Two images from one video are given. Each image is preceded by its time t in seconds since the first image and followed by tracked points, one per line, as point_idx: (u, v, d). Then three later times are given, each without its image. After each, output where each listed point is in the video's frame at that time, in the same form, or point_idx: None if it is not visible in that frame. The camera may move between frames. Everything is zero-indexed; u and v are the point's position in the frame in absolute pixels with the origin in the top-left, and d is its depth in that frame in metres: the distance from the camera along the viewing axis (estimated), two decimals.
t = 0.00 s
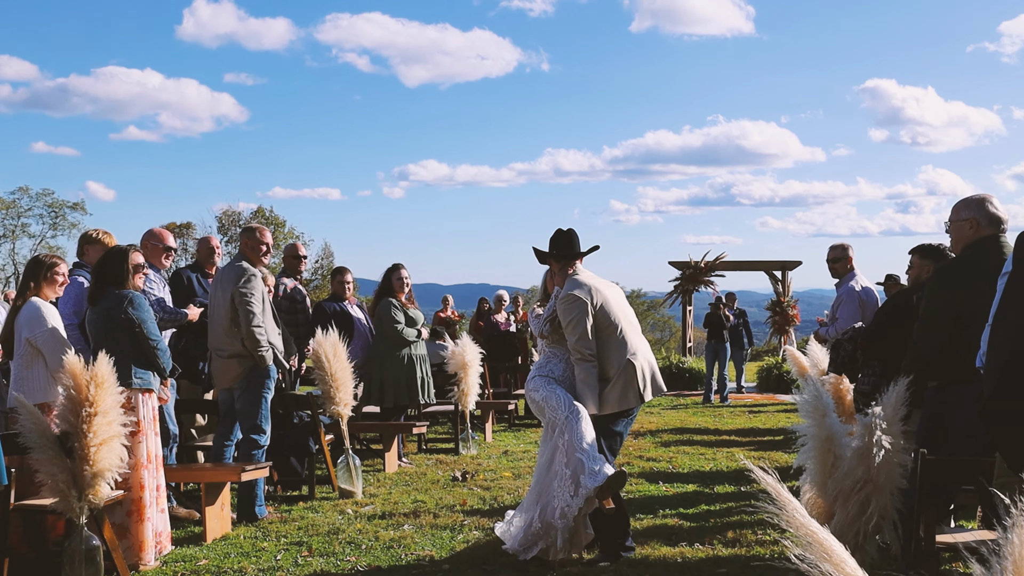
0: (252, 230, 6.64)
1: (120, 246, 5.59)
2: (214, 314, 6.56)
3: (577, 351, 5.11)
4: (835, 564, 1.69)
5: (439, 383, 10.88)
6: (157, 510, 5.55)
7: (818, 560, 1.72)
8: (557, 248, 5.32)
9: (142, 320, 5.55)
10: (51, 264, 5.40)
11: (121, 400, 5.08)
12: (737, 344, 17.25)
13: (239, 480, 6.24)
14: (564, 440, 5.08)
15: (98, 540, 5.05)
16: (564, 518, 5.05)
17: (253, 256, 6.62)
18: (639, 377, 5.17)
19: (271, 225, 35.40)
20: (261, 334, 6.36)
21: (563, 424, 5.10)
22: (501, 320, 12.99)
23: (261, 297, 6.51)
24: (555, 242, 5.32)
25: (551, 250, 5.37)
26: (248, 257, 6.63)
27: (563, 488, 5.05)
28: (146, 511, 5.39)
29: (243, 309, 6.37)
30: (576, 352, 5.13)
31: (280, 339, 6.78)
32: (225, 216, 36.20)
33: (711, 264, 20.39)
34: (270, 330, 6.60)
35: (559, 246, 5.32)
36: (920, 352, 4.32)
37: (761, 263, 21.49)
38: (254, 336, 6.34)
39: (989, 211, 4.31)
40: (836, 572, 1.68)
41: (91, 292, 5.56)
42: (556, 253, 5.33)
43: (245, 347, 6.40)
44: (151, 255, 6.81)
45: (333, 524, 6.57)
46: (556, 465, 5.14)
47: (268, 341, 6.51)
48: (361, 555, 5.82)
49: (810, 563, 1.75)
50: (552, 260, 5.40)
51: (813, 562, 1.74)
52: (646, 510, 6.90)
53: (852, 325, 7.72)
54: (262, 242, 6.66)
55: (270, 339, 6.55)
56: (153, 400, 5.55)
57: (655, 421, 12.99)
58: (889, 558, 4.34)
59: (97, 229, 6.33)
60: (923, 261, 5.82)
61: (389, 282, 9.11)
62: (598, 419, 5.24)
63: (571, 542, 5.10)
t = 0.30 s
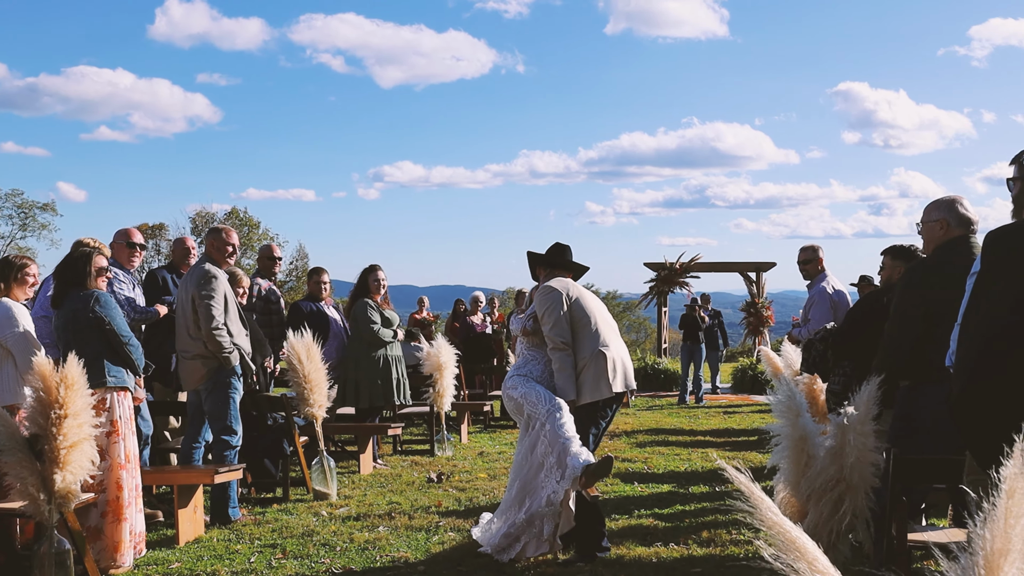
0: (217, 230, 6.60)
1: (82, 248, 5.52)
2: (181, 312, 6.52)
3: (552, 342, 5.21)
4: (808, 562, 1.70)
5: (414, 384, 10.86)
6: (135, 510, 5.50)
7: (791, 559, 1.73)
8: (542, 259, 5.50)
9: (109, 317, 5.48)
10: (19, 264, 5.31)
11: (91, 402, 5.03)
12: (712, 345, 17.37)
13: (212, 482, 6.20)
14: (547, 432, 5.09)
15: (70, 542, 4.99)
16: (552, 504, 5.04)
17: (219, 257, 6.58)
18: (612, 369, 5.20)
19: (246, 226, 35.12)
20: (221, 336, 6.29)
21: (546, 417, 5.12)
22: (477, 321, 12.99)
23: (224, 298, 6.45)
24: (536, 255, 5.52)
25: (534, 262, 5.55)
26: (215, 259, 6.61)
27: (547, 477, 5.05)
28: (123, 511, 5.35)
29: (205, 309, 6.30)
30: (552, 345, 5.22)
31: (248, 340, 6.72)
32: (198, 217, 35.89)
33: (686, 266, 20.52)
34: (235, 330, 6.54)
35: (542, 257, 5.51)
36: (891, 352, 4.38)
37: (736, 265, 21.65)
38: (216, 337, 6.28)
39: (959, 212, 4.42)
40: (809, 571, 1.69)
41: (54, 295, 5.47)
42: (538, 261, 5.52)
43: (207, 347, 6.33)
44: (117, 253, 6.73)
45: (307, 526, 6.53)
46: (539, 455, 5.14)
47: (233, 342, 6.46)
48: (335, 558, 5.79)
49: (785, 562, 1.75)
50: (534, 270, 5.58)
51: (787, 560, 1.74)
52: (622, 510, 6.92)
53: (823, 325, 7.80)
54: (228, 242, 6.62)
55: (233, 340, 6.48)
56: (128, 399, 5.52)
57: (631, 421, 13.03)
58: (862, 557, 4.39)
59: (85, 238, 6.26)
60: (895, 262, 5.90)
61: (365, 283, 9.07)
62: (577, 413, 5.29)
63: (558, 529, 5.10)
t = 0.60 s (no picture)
0: (200, 231, 6.60)
1: (68, 251, 5.50)
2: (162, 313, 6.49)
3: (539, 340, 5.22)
4: (802, 562, 1.72)
5: (401, 385, 10.84)
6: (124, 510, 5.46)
7: (784, 560, 1.74)
8: (534, 267, 5.55)
9: (93, 317, 5.43)
10: (4, 266, 5.27)
11: (77, 403, 5.00)
12: (698, 346, 17.43)
13: (198, 484, 6.18)
14: (538, 433, 5.09)
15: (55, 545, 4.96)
16: (545, 505, 5.01)
17: (202, 257, 6.54)
18: (597, 367, 5.21)
19: (231, 227, 34.98)
20: (199, 335, 6.26)
21: (536, 418, 5.13)
22: (464, 322, 12.98)
23: (205, 297, 6.41)
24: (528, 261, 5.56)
25: (526, 269, 5.59)
26: (197, 259, 6.57)
27: (540, 478, 5.04)
28: (111, 512, 5.30)
29: (183, 309, 6.27)
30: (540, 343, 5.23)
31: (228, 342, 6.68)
32: (182, 218, 35.66)
33: (672, 267, 20.60)
34: (216, 330, 6.50)
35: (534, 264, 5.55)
36: (878, 353, 4.42)
37: (721, 266, 21.73)
38: (194, 336, 6.24)
39: (945, 213, 4.48)
40: (803, 571, 1.71)
41: (37, 295, 5.44)
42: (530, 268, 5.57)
43: (185, 347, 6.31)
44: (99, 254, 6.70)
45: (294, 528, 6.51)
46: (531, 456, 5.13)
47: (212, 341, 6.42)
48: (322, 559, 5.77)
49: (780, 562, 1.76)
50: (526, 274, 5.61)
51: (781, 561, 1.75)
52: (609, 511, 6.94)
53: (805, 326, 7.85)
54: (211, 243, 6.59)
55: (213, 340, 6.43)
56: (114, 399, 5.49)
57: (618, 422, 13.06)
58: (849, 556, 4.43)
59: (72, 240, 6.25)
60: (880, 263, 5.96)
61: (353, 283, 9.07)
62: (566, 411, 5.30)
63: (551, 530, 5.08)
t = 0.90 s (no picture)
0: (197, 230, 6.57)
1: (68, 247, 5.46)
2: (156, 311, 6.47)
3: (533, 337, 5.22)
4: (810, 556, 1.69)
5: (398, 385, 10.83)
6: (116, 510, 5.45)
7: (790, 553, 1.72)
8: (530, 270, 5.55)
9: (89, 316, 5.40)
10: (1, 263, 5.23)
11: (72, 401, 4.99)
12: (694, 345, 17.45)
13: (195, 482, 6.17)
14: (532, 430, 5.08)
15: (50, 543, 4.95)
16: (540, 501, 4.99)
17: (198, 255, 6.53)
18: (592, 363, 5.20)
19: (225, 227, 34.89)
20: (190, 333, 6.22)
21: (530, 415, 5.12)
22: (460, 322, 12.96)
23: (195, 295, 6.38)
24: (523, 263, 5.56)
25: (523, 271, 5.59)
26: (192, 257, 6.55)
27: (534, 475, 5.02)
28: (103, 511, 5.27)
29: (172, 307, 6.24)
30: (534, 340, 5.22)
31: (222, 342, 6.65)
32: (177, 217, 35.55)
33: (668, 266, 20.61)
34: (208, 328, 6.46)
35: (531, 266, 5.56)
36: (875, 350, 4.43)
37: (717, 266, 21.74)
38: (183, 333, 6.21)
39: (943, 211, 4.49)
40: (809, 563, 1.69)
41: (35, 290, 5.43)
42: (525, 271, 5.58)
43: (176, 345, 6.27)
44: (93, 251, 6.64)
45: (291, 526, 6.49)
46: (525, 455, 5.12)
47: (204, 340, 6.39)
48: (320, 557, 5.76)
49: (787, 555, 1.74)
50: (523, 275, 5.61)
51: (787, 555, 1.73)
52: (607, 509, 6.93)
53: (802, 325, 7.87)
54: (208, 242, 6.56)
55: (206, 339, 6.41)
56: (110, 397, 5.49)
57: (614, 422, 13.06)
58: (849, 554, 4.42)
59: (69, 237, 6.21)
60: (877, 261, 5.97)
61: (350, 282, 9.06)
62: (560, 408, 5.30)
63: (548, 527, 5.06)
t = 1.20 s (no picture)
0: (197, 226, 6.56)
1: (76, 243, 5.42)
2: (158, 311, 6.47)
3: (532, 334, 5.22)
4: (823, 545, 1.74)
5: (398, 383, 10.82)
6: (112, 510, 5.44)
7: (806, 543, 1.76)
8: (528, 271, 5.54)
9: (92, 315, 5.39)
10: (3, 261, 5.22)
11: (74, 397, 4.99)
12: (694, 344, 17.46)
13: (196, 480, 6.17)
14: (529, 427, 5.07)
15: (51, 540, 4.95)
16: (536, 499, 4.97)
17: (199, 251, 6.51)
18: (591, 358, 5.19)
19: (223, 226, 34.84)
20: (194, 333, 6.21)
21: (526, 413, 5.12)
22: (460, 320, 12.94)
23: (199, 294, 6.37)
24: (522, 262, 5.56)
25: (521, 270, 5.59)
26: (192, 253, 6.53)
27: (531, 472, 5.01)
28: (97, 511, 5.25)
29: (177, 307, 6.24)
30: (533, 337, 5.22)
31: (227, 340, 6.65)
32: (174, 216, 35.47)
33: (667, 266, 20.60)
34: (211, 326, 6.46)
35: (529, 266, 5.55)
36: (879, 348, 4.43)
37: (717, 265, 21.73)
38: (188, 332, 6.20)
39: (947, 207, 4.48)
40: (824, 553, 1.73)
41: (40, 284, 5.39)
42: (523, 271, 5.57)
43: (180, 345, 6.28)
44: (100, 249, 6.63)
45: (292, 524, 6.48)
46: (523, 453, 5.10)
47: (207, 340, 6.39)
48: (322, 555, 5.75)
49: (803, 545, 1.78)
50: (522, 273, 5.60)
51: (803, 544, 1.77)
52: (608, 508, 6.92)
53: (803, 323, 7.86)
54: (208, 238, 6.55)
55: (209, 339, 6.41)
56: (110, 395, 5.48)
57: (614, 421, 13.05)
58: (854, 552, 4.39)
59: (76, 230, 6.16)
60: (880, 258, 5.96)
61: (351, 280, 9.06)
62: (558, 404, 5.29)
63: (542, 525, 5.02)
